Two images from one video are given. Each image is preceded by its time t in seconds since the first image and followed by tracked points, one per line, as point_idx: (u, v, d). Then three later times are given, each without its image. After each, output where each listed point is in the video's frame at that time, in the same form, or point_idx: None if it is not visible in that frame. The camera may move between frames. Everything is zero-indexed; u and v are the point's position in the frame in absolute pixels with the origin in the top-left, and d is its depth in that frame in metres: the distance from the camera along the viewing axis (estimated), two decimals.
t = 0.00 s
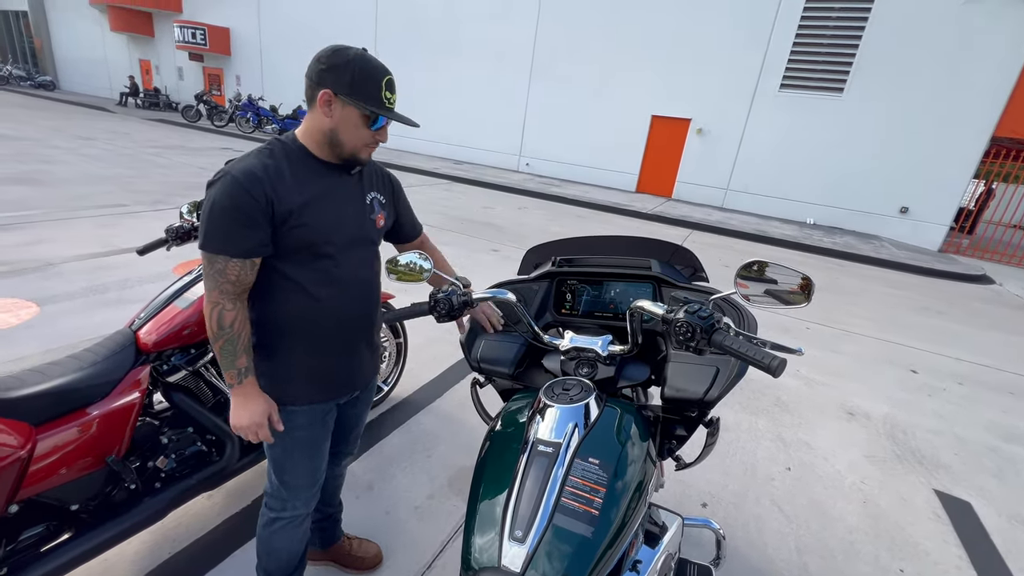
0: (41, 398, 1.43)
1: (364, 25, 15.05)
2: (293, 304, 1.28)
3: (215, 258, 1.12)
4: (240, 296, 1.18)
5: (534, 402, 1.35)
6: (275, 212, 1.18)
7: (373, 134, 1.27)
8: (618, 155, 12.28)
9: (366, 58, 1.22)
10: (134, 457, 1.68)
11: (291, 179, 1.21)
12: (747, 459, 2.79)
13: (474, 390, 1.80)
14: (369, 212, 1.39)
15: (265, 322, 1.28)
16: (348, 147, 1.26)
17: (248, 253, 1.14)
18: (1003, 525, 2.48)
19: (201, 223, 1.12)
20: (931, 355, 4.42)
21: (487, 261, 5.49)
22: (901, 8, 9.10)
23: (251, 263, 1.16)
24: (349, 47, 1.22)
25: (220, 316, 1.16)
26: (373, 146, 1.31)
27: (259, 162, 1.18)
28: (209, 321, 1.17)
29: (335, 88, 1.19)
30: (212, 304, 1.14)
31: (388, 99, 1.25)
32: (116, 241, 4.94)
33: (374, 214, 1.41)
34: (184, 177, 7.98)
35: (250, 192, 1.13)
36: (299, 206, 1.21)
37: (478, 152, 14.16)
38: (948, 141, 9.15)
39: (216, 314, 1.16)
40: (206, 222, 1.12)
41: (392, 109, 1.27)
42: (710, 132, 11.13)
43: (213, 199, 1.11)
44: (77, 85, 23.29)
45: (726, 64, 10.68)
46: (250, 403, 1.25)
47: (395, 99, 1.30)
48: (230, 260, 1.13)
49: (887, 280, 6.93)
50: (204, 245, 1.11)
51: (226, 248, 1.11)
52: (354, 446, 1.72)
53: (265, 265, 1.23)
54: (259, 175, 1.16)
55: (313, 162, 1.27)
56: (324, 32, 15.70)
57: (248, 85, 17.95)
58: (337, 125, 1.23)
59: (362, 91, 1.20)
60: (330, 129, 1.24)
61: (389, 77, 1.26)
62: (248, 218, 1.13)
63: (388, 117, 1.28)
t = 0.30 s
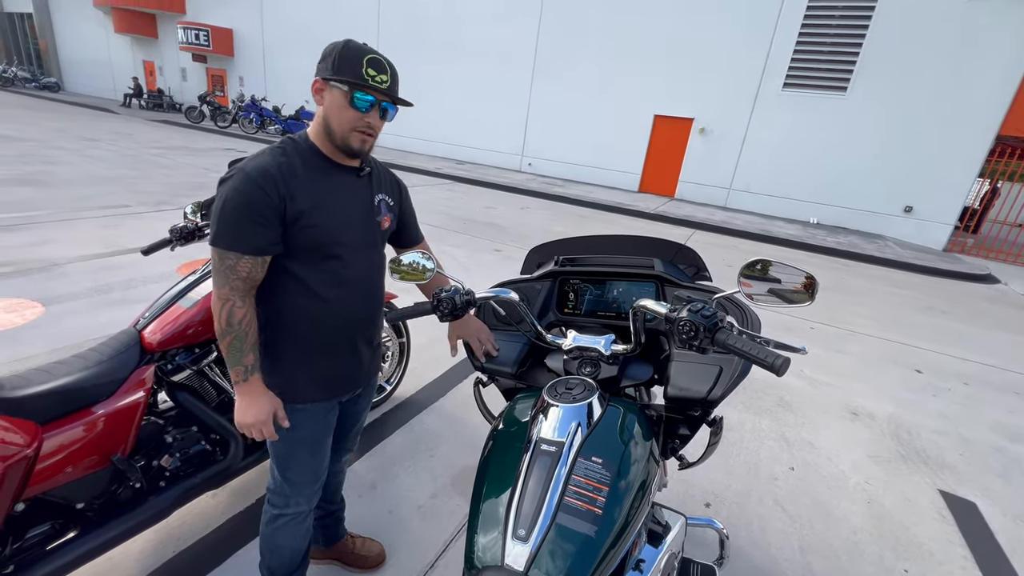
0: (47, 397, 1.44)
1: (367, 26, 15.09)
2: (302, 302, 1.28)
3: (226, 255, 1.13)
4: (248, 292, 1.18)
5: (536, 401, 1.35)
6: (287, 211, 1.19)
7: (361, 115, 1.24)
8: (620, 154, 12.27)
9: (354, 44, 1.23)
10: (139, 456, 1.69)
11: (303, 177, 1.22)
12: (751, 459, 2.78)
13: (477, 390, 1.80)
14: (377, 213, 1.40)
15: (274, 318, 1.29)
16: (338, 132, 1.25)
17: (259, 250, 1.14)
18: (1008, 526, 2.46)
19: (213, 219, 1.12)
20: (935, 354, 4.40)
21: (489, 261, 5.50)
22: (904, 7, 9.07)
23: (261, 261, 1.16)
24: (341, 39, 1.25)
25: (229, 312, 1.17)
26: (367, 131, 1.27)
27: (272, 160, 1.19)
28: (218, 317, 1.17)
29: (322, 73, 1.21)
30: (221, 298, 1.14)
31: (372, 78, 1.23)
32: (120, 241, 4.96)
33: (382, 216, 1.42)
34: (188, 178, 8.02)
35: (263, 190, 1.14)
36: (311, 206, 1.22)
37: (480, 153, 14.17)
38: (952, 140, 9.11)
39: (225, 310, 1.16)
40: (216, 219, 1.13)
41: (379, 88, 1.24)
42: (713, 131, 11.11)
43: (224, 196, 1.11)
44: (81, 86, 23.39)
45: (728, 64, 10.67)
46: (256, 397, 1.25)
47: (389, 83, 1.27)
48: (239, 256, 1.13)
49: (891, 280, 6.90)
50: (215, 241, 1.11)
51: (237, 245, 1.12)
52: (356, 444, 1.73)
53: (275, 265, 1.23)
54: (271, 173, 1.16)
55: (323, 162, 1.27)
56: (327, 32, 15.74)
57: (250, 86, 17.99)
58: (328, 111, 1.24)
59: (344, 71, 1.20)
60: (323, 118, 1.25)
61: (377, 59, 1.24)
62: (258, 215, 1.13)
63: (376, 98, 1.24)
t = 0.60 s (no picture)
0: (49, 397, 1.44)
1: (368, 26, 15.08)
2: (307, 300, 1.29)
3: (232, 257, 1.15)
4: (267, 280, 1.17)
5: (537, 401, 1.35)
6: (287, 211, 1.19)
7: (345, 105, 1.24)
8: (621, 154, 12.26)
9: (338, 38, 1.26)
10: (141, 455, 1.69)
11: (301, 178, 1.22)
12: (752, 458, 2.78)
13: (478, 390, 1.80)
14: (378, 212, 1.40)
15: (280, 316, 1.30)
16: (326, 125, 1.26)
17: (261, 251, 1.15)
18: (1011, 526, 2.45)
19: (217, 221, 1.14)
20: (938, 354, 4.38)
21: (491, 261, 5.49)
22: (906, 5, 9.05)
23: (265, 260, 1.17)
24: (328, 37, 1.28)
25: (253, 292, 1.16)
26: (355, 122, 1.27)
27: (270, 161, 1.19)
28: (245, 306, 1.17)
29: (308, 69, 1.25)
30: (237, 290, 1.15)
31: (354, 67, 1.23)
32: (122, 242, 4.97)
33: (384, 215, 1.42)
34: (189, 178, 8.02)
35: (263, 191, 1.14)
36: (310, 206, 1.22)
37: (481, 152, 14.17)
38: (954, 139, 9.08)
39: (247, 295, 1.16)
40: (219, 220, 1.15)
41: (361, 77, 1.24)
42: (715, 130, 11.09)
43: (227, 198, 1.13)
44: (83, 86, 23.46)
45: (729, 63, 10.65)
46: (334, 309, 1.16)
47: (373, 71, 1.27)
48: (241, 256, 1.14)
49: (893, 279, 6.89)
50: (222, 244, 1.14)
51: (240, 247, 1.14)
52: (359, 443, 1.72)
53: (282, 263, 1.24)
54: (270, 174, 1.17)
55: (322, 162, 1.28)
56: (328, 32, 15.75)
57: (252, 86, 18.01)
58: (316, 106, 1.26)
59: (326, 62, 1.22)
60: (313, 114, 1.27)
61: (361, 48, 1.25)
62: (258, 216, 1.14)
63: (360, 85, 1.25)
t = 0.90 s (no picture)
0: (51, 396, 1.44)
1: (369, 25, 15.09)
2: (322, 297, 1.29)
3: (267, 249, 1.12)
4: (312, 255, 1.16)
5: (539, 400, 1.35)
6: (301, 200, 1.19)
7: (339, 100, 1.25)
8: (623, 153, 12.25)
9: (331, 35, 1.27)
10: (143, 454, 1.70)
11: (308, 169, 1.23)
12: (754, 458, 2.78)
13: (479, 389, 1.80)
14: (379, 207, 1.40)
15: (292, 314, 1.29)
16: (321, 121, 1.27)
17: (291, 236, 1.14)
18: (1013, 526, 2.45)
19: (239, 217, 1.12)
20: (940, 354, 4.37)
21: (492, 261, 5.49)
22: (908, 4, 9.04)
23: (300, 245, 1.16)
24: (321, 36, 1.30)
25: (305, 268, 1.14)
26: (351, 116, 1.28)
27: (275, 157, 1.20)
28: (303, 287, 1.14)
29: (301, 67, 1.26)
30: (288, 273, 1.12)
31: (346, 61, 1.24)
32: (124, 241, 4.98)
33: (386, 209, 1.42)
34: (191, 178, 8.03)
35: (277, 181, 1.14)
36: (321, 194, 1.23)
37: (482, 152, 14.17)
38: (957, 138, 9.06)
39: (301, 273, 1.13)
40: (239, 218, 1.13)
41: (355, 70, 1.25)
42: (715, 130, 11.08)
43: (245, 191, 1.12)
44: (84, 86, 23.48)
45: (730, 62, 10.64)
46: (384, 236, 1.17)
47: (367, 66, 1.28)
48: (278, 244, 1.12)
49: (895, 279, 6.88)
50: (252, 241, 1.11)
51: (270, 237, 1.12)
52: (363, 442, 1.72)
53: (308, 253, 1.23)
54: (281, 165, 1.17)
55: (321, 158, 1.28)
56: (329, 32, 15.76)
57: (253, 86, 18.02)
58: (311, 104, 1.27)
59: (320, 58, 1.24)
60: (308, 111, 1.28)
61: (353, 44, 1.27)
62: (280, 204, 1.14)
63: (353, 79, 1.26)
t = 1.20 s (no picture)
0: (54, 395, 1.44)
1: (371, 25, 15.10)
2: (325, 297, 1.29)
3: (273, 248, 1.12)
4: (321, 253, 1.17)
5: (541, 401, 1.35)
6: (304, 199, 1.20)
7: (338, 98, 1.25)
8: (624, 153, 12.24)
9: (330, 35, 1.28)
10: (145, 453, 1.70)
11: (310, 167, 1.23)
12: (755, 458, 2.77)
13: (481, 389, 1.80)
14: (382, 207, 1.39)
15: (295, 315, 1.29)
16: (320, 120, 1.27)
17: (296, 235, 1.15)
18: (1015, 527, 2.45)
19: (243, 217, 1.12)
20: (941, 354, 4.37)
21: (493, 260, 5.49)
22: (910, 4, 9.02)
23: (307, 242, 1.17)
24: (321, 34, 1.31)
25: (314, 267, 1.15)
26: (350, 114, 1.28)
27: (277, 155, 1.20)
28: (313, 285, 1.16)
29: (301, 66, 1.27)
30: (300, 272, 1.13)
31: (344, 58, 1.25)
32: (126, 240, 4.99)
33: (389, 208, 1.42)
34: (193, 177, 8.04)
35: (280, 180, 1.15)
36: (323, 193, 1.23)
37: (483, 152, 14.17)
38: (959, 138, 9.04)
39: (310, 271, 1.14)
40: (242, 217, 1.13)
41: (353, 68, 1.25)
42: (717, 129, 11.07)
43: (249, 191, 1.12)
44: (87, 86, 23.52)
45: (732, 62, 10.63)
46: (393, 236, 1.21)
47: (365, 63, 1.28)
48: (286, 242, 1.13)
49: (896, 279, 6.88)
50: (259, 239, 1.12)
51: (276, 235, 1.12)
52: (365, 442, 1.72)
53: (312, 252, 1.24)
54: (283, 163, 1.18)
55: (323, 156, 1.28)
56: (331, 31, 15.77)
57: (255, 86, 18.04)
58: (311, 103, 1.27)
59: (319, 56, 1.24)
60: (308, 110, 1.29)
61: (352, 41, 1.27)
62: (286, 202, 1.15)
63: (351, 76, 1.26)
